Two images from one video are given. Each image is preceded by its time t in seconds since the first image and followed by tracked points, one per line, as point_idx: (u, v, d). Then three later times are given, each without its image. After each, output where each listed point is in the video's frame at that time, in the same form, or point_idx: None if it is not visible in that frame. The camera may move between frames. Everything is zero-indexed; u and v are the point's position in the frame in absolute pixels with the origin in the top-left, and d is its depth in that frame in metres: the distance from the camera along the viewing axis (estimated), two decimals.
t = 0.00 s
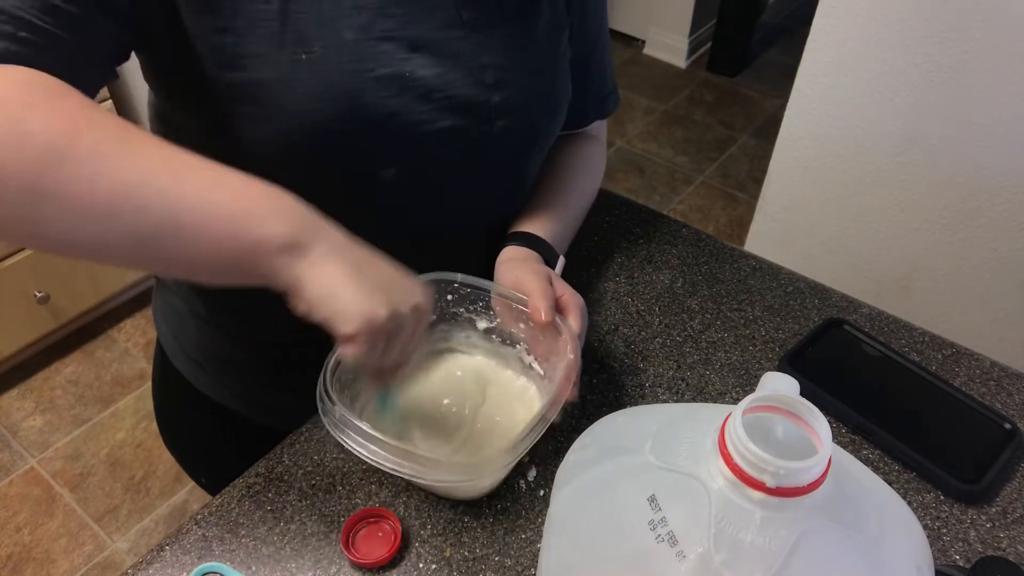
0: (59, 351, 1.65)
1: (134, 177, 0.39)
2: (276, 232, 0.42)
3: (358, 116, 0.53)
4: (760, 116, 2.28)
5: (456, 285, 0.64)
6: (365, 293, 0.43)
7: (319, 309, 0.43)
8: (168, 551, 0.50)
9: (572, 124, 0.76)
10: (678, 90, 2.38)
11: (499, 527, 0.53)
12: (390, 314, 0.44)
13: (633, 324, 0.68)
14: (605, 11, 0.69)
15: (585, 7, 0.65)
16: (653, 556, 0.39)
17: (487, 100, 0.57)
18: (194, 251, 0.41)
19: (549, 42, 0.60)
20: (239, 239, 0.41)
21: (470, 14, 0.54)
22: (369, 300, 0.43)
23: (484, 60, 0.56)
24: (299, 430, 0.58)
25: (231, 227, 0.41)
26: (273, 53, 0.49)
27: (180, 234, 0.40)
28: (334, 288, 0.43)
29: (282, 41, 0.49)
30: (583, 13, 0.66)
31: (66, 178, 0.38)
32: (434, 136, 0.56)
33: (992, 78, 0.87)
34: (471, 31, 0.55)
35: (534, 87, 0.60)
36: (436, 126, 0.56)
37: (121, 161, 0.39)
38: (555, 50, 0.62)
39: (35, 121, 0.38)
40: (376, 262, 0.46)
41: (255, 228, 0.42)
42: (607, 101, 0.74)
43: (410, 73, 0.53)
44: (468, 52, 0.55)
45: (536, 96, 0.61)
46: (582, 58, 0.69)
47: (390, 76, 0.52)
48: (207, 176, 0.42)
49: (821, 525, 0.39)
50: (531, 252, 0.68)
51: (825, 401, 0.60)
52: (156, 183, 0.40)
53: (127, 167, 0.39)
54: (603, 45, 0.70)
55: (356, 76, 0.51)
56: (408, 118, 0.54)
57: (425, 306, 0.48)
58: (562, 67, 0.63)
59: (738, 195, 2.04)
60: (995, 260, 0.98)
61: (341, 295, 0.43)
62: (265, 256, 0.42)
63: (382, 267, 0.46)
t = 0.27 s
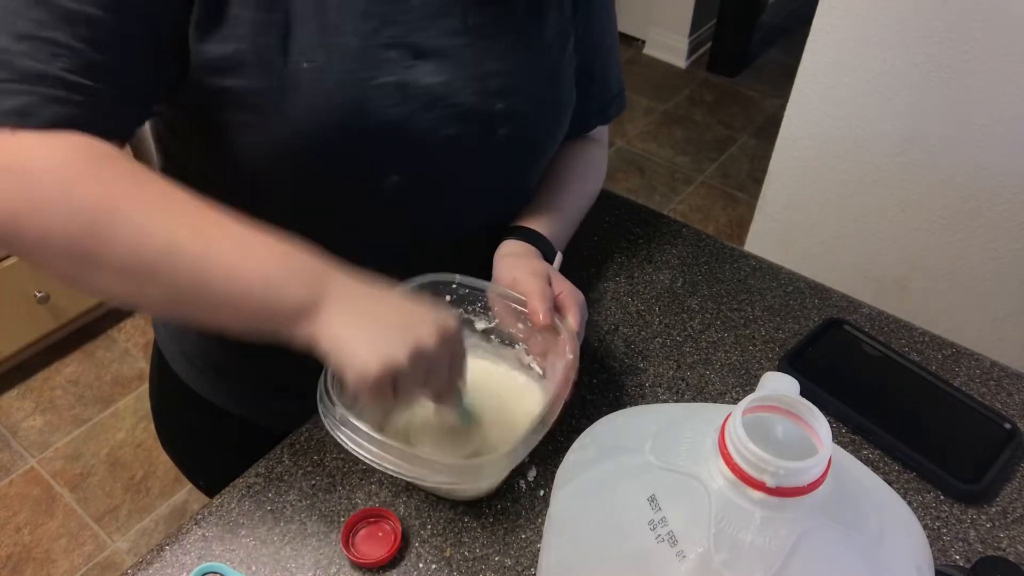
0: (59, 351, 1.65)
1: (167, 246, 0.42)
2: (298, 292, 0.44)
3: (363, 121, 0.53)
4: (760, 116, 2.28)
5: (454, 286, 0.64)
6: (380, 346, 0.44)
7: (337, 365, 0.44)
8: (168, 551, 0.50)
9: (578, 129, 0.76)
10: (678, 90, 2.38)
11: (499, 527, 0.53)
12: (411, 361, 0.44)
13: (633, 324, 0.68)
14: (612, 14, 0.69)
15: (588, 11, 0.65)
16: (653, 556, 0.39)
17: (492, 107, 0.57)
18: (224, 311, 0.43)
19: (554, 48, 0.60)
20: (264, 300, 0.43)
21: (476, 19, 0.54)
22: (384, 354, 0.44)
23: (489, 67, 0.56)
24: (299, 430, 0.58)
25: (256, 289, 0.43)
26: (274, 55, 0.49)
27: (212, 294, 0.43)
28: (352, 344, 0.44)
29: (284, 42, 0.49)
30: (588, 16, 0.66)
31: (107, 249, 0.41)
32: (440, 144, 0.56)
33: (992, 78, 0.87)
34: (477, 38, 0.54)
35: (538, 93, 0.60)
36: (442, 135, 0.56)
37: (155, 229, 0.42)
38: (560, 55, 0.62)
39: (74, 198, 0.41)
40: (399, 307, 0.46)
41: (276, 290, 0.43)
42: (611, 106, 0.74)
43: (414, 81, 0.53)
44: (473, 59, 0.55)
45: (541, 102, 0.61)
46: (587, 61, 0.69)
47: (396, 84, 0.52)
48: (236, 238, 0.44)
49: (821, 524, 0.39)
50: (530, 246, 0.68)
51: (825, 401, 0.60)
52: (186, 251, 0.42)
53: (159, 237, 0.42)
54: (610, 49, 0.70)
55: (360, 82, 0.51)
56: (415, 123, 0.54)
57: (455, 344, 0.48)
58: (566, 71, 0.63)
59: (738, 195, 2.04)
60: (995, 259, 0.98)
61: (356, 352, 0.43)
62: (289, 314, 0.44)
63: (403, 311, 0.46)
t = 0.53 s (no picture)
0: (59, 351, 1.66)
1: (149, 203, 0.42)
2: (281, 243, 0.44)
3: (373, 124, 0.52)
4: (760, 116, 2.28)
5: (453, 284, 0.64)
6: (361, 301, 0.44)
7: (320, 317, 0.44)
8: (168, 551, 0.50)
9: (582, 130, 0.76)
10: (678, 90, 2.38)
11: (499, 527, 0.53)
12: (390, 317, 0.45)
13: (633, 324, 0.68)
14: (618, 15, 0.69)
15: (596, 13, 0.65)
16: (653, 556, 0.39)
17: (502, 111, 0.57)
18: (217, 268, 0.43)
19: (563, 50, 0.60)
20: (247, 252, 0.43)
21: (487, 23, 0.54)
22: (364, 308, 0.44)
23: (499, 72, 0.56)
24: (299, 430, 0.58)
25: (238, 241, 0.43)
26: (276, 57, 0.49)
27: (197, 251, 0.43)
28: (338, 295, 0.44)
29: (286, 42, 0.49)
30: (596, 18, 0.66)
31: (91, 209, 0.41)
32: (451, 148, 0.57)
33: (993, 78, 0.87)
34: (489, 40, 0.55)
35: (547, 96, 0.60)
36: (453, 138, 0.56)
37: (137, 185, 0.42)
38: (568, 58, 0.61)
39: (55, 153, 0.40)
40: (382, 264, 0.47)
41: (259, 241, 0.43)
42: (616, 106, 0.74)
43: (425, 84, 0.53)
44: (483, 62, 0.55)
45: (549, 105, 0.61)
46: (591, 63, 0.69)
47: (405, 87, 0.52)
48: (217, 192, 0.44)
49: (821, 524, 0.39)
50: (530, 248, 0.68)
51: (825, 401, 0.60)
52: (169, 209, 0.42)
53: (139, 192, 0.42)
54: (615, 50, 0.70)
55: (367, 85, 0.51)
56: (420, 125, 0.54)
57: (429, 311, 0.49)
58: (574, 75, 0.63)
59: (738, 195, 2.04)
60: (995, 259, 0.98)
61: (340, 303, 0.44)
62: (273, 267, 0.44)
63: (386, 268, 0.46)
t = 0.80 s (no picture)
0: (59, 351, 1.66)
1: (188, 228, 0.42)
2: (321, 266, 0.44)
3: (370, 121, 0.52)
4: (760, 116, 2.28)
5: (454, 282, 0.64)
6: (408, 318, 0.45)
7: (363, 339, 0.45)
8: (168, 551, 0.50)
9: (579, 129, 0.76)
10: (678, 90, 2.38)
11: (499, 527, 0.53)
12: (435, 332, 0.45)
13: (633, 324, 0.68)
14: (613, 14, 0.69)
15: (592, 14, 0.65)
16: (652, 556, 0.39)
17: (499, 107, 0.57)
18: (247, 292, 0.44)
19: (559, 49, 0.60)
20: (287, 276, 0.44)
21: (481, 19, 0.54)
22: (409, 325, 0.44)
23: (494, 68, 0.56)
24: (299, 430, 0.58)
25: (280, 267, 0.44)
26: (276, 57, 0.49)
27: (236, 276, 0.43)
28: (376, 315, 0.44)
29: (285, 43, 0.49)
30: (591, 16, 0.66)
31: (130, 236, 0.41)
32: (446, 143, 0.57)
33: (992, 78, 0.87)
34: (483, 36, 0.55)
35: (543, 93, 0.60)
36: (447, 134, 0.56)
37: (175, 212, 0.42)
38: (564, 58, 0.62)
39: (93, 185, 0.41)
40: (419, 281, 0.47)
41: (300, 266, 0.44)
42: (613, 105, 0.74)
43: (421, 82, 0.53)
44: (479, 60, 0.55)
45: (545, 102, 0.61)
46: (588, 64, 0.69)
47: (403, 85, 0.52)
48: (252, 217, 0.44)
49: (821, 524, 0.39)
50: (539, 249, 0.69)
51: (825, 401, 0.60)
52: (203, 234, 0.42)
53: (178, 219, 0.42)
54: (613, 50, 0.70)
55: (365, 83, 0.51)
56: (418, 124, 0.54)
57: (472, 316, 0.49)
58: (570, 73, 0.63)
59: (738, 195, 2.04)
60: (995, 260, 0.98)
61: (383, 323, 0.44)
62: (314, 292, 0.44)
63: (422, 283, 0.47)
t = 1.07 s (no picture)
0: (59, 351, 1.66)
1: (192, 212, 0.43)
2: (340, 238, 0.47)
3: (374, 125, 0.52)
4: (760, 116, 2.28)
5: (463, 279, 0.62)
6: (427, 279, 0.50)
7: (390, 300, 0.50)
8: (168, 551, 0.50)
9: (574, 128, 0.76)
10: (678, 90, 2.38)
11: (499, 527, 0.53)
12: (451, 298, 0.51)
13: (633, 324, 0.68)
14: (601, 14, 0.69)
15: (582, 14, 0.65)
16: (652, 556, 0.39)
17: (497, 110, 0.57)
18: (261, 267, 0.45)
19: (555, 49, 0.61)
20: (305, 254, 0.46)
21: (481, 24, 0.54)
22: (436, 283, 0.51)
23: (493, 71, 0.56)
24: (299, 431, 0.58)
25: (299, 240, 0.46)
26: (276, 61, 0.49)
27: (249, 257, 0.45)
28: (401, 279, 0.49)
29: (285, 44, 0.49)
30: (582, 16, 0.66)
31: (128, 228, 0.41)
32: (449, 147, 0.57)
33: (993, 78, 0.86)
34: (481, 39, 0.54)
35: (541, 94, 0.60)
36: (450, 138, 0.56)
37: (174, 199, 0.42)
38: (559, 59, 0.62)
39: (91, 174, 0.40)
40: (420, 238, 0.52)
41: (313, 244, 0.46)
42: (601, 105, 0.74)
43: (423, 87, 0.53)
44: (478, 63, 0.55)
45: (544, 104, 0.61)
46: (580, 64, 0.69)
47: (405, 90, 0.52)
48: (258, 195, 0.45)
49: (821, 524, 0.39)
50: (552, 253, 0.69)
51: (825, 401, 0.60)
52: (208, 219, 0.43)
53: (181, 204, 0.43)
54: (599, 52, 0.70)
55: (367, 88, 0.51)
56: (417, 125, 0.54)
57: (483, 273, 0.55)
58: (566, 71, 0.63)
59: (738, 195, 2.04)
60: (995, 260, 0.98)
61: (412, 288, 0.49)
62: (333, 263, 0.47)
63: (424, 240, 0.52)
